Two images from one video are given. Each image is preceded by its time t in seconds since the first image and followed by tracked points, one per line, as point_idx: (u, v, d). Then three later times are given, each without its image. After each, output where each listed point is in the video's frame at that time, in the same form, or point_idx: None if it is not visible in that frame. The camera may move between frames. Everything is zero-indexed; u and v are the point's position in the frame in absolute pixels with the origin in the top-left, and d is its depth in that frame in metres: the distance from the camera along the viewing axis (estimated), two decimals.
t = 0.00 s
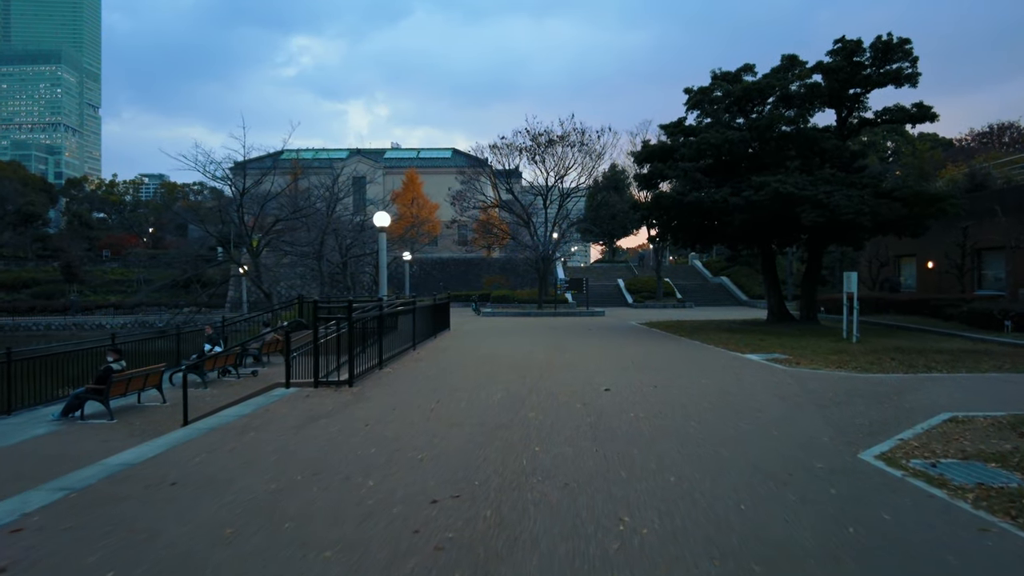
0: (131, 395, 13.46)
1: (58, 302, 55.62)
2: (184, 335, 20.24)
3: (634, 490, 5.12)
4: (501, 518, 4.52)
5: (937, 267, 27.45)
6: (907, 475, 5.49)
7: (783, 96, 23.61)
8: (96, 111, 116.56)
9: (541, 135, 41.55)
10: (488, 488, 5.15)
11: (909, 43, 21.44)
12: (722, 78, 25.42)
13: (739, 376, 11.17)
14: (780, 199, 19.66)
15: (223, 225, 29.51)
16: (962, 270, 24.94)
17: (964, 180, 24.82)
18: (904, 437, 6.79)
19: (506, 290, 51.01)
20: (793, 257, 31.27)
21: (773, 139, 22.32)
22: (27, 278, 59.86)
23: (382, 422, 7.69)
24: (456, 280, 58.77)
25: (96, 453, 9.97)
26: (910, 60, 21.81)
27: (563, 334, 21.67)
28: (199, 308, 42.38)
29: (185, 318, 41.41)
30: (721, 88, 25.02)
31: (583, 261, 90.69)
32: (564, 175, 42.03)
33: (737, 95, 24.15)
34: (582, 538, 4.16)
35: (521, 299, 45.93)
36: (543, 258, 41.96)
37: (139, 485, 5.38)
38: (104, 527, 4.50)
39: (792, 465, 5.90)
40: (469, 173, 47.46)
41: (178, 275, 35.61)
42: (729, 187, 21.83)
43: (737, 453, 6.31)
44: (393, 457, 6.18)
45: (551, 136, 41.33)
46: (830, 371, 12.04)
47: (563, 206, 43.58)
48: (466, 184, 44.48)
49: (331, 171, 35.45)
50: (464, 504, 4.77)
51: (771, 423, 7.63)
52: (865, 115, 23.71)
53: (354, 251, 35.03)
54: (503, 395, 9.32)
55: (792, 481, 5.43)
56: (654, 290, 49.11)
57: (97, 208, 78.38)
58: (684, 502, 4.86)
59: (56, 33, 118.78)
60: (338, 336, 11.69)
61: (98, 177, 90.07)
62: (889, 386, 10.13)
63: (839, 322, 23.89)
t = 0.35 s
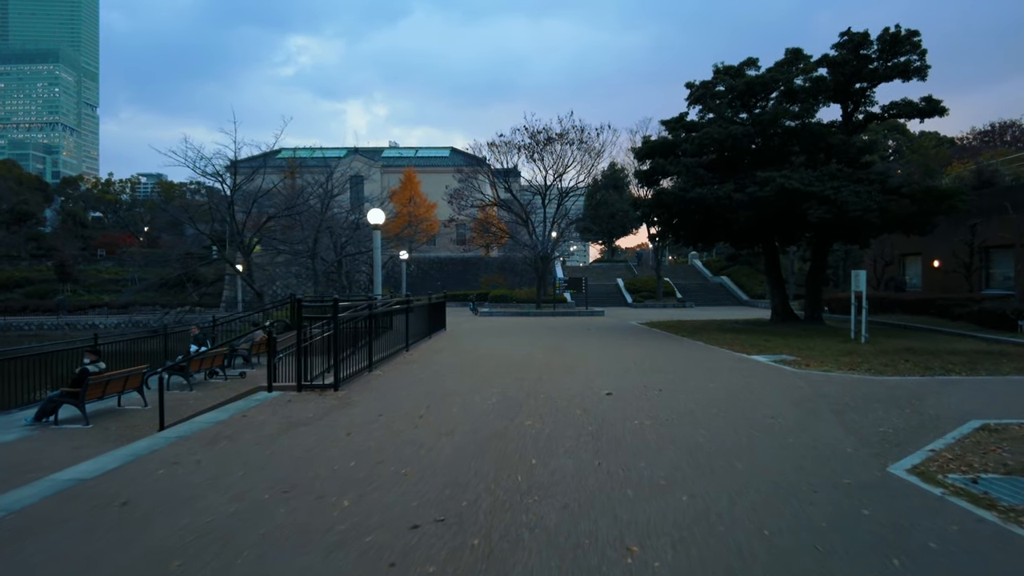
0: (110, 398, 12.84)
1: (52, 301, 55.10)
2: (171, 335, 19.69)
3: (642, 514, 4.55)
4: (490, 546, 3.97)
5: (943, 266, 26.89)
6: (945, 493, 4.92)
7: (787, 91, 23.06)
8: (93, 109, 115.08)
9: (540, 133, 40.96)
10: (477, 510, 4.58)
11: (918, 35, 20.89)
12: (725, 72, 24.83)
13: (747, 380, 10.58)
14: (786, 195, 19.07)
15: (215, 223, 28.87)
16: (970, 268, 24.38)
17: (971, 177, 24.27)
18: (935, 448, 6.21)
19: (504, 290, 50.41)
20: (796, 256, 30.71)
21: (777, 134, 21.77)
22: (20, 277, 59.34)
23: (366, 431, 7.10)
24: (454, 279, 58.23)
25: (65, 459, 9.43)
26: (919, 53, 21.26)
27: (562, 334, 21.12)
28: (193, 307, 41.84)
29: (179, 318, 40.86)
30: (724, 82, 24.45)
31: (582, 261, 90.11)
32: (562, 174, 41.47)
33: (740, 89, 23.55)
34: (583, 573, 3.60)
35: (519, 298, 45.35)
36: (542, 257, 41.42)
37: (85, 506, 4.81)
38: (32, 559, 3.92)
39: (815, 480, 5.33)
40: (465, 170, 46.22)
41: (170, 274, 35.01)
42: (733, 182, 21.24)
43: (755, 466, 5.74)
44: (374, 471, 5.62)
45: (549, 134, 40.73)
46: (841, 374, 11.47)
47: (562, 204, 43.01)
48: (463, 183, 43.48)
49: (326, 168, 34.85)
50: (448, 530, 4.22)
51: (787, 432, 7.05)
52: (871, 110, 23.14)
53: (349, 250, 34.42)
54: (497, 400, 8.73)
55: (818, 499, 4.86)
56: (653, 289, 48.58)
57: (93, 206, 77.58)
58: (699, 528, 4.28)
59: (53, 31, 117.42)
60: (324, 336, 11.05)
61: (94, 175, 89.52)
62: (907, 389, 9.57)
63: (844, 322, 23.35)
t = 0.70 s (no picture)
0: (84, 404, 12.20)
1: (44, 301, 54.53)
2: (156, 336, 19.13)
3: (646, 548, 3.97)
4: None
5: (949, 265, 26.31)
6: (990, 522, 4.37)
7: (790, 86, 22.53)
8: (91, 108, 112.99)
9: (538, 131, 40.37)
10: (459, 542, 4.03)
11: (925, 27, 20.32)
12: (726, 67, 24.28)
13: (754, 385, 9.98)
14: (790, 192, 18.51)
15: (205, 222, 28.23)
16: (977, 268, 23.80)
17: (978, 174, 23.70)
18: (969, 464, 5.65)
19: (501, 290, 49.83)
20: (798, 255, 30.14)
21: (780, 130, 21.23)
22: (12, 278, 58.80)
23: (343, 444, 6.52)
24: (451, 279, 57.64)
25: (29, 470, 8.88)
26: (925, 47, 20.71)
27: (559, 335, 20.56)
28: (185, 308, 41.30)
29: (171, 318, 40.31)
30: (725, 78, 23.89)
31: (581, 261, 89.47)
32: (560, 172, 40.90)
33: (742, 84, 23.00)
34: None
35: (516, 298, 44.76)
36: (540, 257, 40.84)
37: (15, 535, 4.26)
38: None
39: (838, 504, 4.75)
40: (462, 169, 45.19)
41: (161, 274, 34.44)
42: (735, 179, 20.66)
43: (771, 486, 5.17)
44: (347, 494, 5.06)
45: (547, 132, 40.13)
46: (852, 378, 10.86)
47: (560, 204, 42.41)
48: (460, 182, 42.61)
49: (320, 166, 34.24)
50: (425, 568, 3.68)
51: (802, 444, 6.46)
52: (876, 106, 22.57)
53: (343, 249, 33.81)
54: (488, 409, 8.14)
55: (845, 528, 4.31)
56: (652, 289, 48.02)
57: (87, 206, 76.80)
58: (710, 564, 3.73)
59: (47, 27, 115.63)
60: (306, 338, 10.41)
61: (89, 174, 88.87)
62: (924, 396, 9.00)
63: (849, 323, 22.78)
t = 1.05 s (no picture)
0: (56, 411, 11.63)
1: (37, 302, 53.99)
2: (142, 338, 18.59)
3: None
4: None
5: (955, 265, 25.73)
6: None
7: (792, 81, 21.99)
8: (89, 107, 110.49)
9: (535, 130, 39.84)
10: None
11: (932, 20, 19.79)
12: (727, 62, 23.72)
13: (762, 392, 9.39)
14: (794, 189, 17.96)
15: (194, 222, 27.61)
16: (983, 268, 23.29)
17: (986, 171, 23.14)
18: (1010, 484, 5.09)
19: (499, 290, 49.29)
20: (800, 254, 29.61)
21: (783, 126, 20.67)
22: (4, 278, 58.18)
23: (317, 461, 5.94)
24: (448, 279, 57.10)
25: None
26: (932, 40, 20.18)
27: (557, 337, 20.03)
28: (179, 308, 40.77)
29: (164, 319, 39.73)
30: (727, 73, 23.36)
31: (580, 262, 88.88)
32: (558, 171, 40.36)
33: (744, 79, 22.44)
34: None
35: (514, 299, 44.18)
36: (538, 256, 40.29)
37: None
38: None
39: (868, 536, 4.19)
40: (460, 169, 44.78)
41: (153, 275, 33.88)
42: (738, 176, 20.10)
43: (790, 512, 4.61)
44: (313, 522, 4.50)
45: (545, 131, 39.58)
46: (864, 384, 10.24)
47: (558, 203, 41.88)
48: (458, 181, 42.07)
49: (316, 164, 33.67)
50: None
51: (820, 460, 5.89)
52: (881, 101, 22.03)
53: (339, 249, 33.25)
54: (478, 420, 7.57)
55: (881, 566, 3.75)
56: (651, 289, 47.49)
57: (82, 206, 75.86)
58: None
59: (42, 29, 113.34)
60: (286, 342, 9.79)
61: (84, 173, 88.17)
62: (944, 402, 8.47)
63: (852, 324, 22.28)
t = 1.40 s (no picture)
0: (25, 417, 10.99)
1: (28, 301, 53.15)
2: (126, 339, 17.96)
3: None
4: None
5: (961, 264, 25.19)
6: None
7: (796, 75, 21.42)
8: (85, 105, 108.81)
9: (533, 128, 39.24)
10: None
11: (941, 12, 19.22)
12: (729, 56, 23.12)
13: (772, 398, 8.80)
14: (800, 185, 17.38)
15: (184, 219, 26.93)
16: (991, 267, 22.76)
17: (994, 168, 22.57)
18: None
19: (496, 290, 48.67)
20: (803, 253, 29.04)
21: (787, 121, 20.12)
22: None
23: (287, 481, 5.35)
24: (445, 278, 56.45)
25: None
26: (941, 33, 19.62)
27: (555, 338, 19.47)
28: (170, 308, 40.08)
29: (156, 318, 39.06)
30: (729, 67, 22.79)
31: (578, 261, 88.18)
32: (556, 170, 39.78)
33: (746, 73, 21.88)
34: None
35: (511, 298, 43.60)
36: (536, 256, 39.71)
37: None
38: None
39: (911, 572, 3.63)
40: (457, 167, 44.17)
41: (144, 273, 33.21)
42: (741, 172, 19.51)
43: (819, 540, 4.05)
44: (275, 555, 3.94)
45: (543, 129, 38.99)
46: (880, 389, 9.64)
47: (556, 202, 41.31)
48: (455, 179, 41.46)
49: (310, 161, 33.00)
50: None
51: (845, 478, 5.32)
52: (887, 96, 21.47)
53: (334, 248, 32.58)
54: (468, 429, 6.98)
55: None
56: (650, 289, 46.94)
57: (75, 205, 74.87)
58: None
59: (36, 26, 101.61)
60: (265, 344, 9.17)
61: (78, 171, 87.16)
62: (969, 409, 7.90)
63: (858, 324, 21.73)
